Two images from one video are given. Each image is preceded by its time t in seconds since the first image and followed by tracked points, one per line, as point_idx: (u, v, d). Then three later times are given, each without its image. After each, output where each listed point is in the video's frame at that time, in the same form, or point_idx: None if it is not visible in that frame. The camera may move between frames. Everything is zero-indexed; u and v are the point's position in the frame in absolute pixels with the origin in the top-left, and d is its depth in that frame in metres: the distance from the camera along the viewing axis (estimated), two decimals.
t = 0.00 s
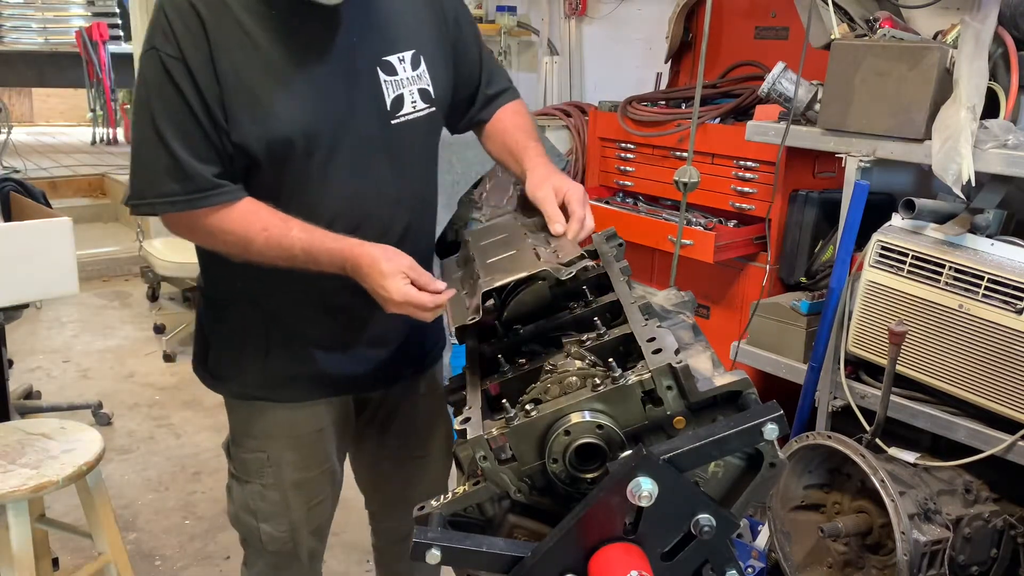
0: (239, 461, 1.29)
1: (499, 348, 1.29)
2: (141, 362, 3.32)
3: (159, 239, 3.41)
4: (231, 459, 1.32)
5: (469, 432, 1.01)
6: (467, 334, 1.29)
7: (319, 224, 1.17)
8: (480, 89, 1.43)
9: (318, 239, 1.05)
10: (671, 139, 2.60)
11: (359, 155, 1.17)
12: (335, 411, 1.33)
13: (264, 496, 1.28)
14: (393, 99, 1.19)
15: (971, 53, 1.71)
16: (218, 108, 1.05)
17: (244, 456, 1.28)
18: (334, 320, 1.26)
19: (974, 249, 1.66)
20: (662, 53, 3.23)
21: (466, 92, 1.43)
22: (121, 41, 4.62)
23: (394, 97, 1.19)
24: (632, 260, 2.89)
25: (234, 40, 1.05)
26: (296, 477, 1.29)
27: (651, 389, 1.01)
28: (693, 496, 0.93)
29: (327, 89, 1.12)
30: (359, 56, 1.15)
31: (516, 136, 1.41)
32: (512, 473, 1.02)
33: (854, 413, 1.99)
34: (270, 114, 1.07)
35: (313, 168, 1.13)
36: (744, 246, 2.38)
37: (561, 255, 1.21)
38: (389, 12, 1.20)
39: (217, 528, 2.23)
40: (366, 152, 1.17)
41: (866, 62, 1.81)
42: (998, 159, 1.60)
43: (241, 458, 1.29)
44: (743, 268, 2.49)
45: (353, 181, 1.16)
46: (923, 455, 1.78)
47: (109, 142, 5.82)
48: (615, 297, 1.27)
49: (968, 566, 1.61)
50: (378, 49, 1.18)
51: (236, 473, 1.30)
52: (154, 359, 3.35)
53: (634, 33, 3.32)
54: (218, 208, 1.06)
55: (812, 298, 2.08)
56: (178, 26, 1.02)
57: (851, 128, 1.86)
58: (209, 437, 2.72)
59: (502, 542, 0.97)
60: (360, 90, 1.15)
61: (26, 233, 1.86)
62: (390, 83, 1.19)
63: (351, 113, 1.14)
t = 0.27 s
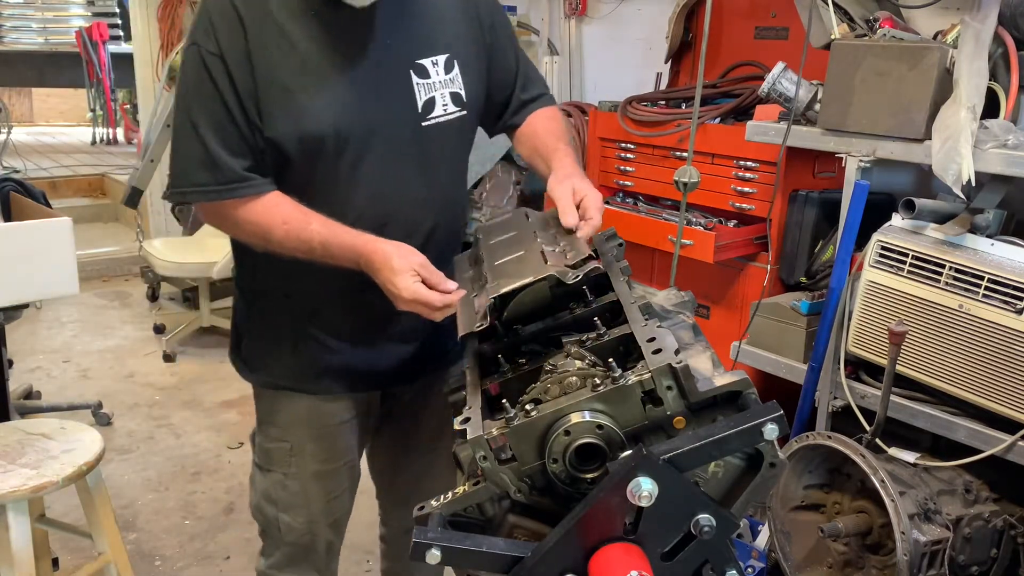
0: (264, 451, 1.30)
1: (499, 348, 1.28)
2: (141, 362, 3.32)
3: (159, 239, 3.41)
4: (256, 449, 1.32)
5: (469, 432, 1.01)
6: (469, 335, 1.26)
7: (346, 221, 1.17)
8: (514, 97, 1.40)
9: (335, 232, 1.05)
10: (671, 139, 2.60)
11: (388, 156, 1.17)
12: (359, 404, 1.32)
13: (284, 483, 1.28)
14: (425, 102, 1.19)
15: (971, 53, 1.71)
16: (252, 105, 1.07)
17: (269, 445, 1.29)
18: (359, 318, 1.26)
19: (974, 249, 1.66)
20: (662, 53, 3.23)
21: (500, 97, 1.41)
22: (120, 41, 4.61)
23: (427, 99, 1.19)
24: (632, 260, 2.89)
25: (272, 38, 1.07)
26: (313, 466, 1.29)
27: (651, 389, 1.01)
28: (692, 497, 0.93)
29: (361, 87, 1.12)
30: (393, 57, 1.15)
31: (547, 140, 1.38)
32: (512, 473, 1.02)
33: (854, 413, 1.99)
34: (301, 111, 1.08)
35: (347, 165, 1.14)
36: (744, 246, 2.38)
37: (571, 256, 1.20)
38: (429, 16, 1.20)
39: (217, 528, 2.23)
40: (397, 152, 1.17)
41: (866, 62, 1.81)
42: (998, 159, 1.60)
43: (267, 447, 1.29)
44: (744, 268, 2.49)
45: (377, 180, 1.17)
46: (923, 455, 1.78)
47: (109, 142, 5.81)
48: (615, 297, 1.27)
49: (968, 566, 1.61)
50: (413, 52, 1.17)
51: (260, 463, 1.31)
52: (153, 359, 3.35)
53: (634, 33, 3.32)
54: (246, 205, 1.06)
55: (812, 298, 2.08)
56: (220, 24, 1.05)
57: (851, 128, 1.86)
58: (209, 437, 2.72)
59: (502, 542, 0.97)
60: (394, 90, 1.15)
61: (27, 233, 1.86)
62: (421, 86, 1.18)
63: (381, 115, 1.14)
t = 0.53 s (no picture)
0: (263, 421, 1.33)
1: (500, 348, 1.28)
2: (141, 362, 3.32)
3: (159, 239, 3.41)
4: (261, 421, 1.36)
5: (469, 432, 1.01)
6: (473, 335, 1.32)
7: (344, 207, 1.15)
8: (548, 113, 1.27)
9: (303, 198, 1.07)
10: (671, 139, 2.60)
11: (374, 168, 1.14)
12: (355, 385, 1.35)
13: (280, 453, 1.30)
14: (428, 117, 1.14)
15: (971, 53, 1.71)
16: (265, 93, 1.11)
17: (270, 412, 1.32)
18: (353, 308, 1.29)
19: (974, 249, 1.66)
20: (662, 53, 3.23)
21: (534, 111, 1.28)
22: (120, 42, 4.61)
23: (430, 114, 1.14)
24: (632, 260, 2.89)
25: (296, 35, 1.09)
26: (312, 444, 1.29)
27: (651, 389, 1.01)
28: (692, 497, 0.93)
29: (367, 95, 1.11)
30: (400, 66, 1.12)
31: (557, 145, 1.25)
32: (512, 473, 1.02)
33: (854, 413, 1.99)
34: (297, 105, 1.10)
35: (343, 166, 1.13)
36: (744, 246, 2.38)
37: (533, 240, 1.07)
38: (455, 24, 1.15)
39: (217, 528, 2.23)
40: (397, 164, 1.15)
41: (866, 62, 1.81)
42: (998, 159, 1.60)
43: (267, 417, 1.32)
44: (744, 268, 2.49)
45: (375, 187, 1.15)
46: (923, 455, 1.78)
47: (109, 142, 5.81)
48: (615, 297, 1.27)
49: (968, 566, 1.61)
50: (426, 64, 1.13)
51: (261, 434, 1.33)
52: (154, 359, 3.35)
53: (634, 33, 3.32)
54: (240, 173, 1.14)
55: (812, 298, 2.08)
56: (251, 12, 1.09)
57: (852, 128, 1.86)
58: (209, 436, 2.72)
59: (502, 542, 0.97)
60: (397, 101, 1.13)
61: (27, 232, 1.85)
62: (427, 101, 1.13)
63: (374, 122, 1.12)
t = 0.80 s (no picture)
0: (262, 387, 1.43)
1: (500, 348, 1.28)
2: (141, 362, 3.32)
3: (159, 240, 3.41)
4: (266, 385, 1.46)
5: (468, 432, 1.01)
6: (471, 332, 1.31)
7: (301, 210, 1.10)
8: (529, 128, 1.19)
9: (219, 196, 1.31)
10: (671, 139, 2.60)
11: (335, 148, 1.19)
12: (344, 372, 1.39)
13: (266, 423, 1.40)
14: (387, 107, 1.16)
15: (972, 53, 1.71)
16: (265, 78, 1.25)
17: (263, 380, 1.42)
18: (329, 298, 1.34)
19: (974, 249, 1.66)
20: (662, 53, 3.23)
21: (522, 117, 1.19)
22: (120, 42, 4.60)
23: (388, 104, 1.16)
24: (632, 260, 2.89)
25: (293, 24, 1.21)
26: (290, 422, 1.38)
27: (651, 389, 1.01)
28: (692, 497, 0.93)
29: (335, 82, 1.17)
30: (368, 56, 1.16)
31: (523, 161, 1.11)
32: (512, 473, 1.02)
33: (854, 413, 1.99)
34: (278, 84, 1.21)
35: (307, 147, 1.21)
36: (744, 246, 2.38)
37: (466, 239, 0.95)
38: (429, 15, 1.15)
39: (216, 528, 2.22)
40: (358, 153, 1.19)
41: (866, 62, 1.81)
42: (998, 159, 1.60)
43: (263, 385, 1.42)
44: (744, 268, 2.49)
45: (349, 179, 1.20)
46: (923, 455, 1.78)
47: (110, 142, 5.80)
48: (615, 297, 1.27)
49: (968, 566, 1.61)
50: (394, 54, 1.16)
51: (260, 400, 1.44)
52: (154, 359, 3.35)
53: (634, 33, 3.32)
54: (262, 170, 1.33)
55: (812, 298, 2.08)
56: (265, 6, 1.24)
57: (852, 128, 1.86)
58: (209, 436, 2.72)
59: (502, 543, 0.97)
60: (360, 89, 1.17)
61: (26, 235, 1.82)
62: (388, 91, 1.15)
63: (335, 103, 1.18)
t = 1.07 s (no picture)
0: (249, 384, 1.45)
1: (499, 348, 1.29)
2: (142, 362, 3.32)
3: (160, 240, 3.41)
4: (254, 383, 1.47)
5: (469, 432, 1.01)
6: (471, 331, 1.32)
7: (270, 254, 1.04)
8: (476, 116, 1.13)
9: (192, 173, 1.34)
10: (671, 139, 2.60)
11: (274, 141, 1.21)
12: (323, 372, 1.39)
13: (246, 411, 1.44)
14: (316, 97, 1.16)
15: (971, 53, 1.71)
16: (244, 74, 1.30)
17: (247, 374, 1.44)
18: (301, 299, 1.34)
19: (974, 249, 1.66)
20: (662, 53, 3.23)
21: (473, 98, 1.13)
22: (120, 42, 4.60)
23: (317, 95, 1.16)
24: (632, 260, 2.89)
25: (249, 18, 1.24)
26: (266, 406, 1.40)
27: (651, 389, 1.01)
28: (692, 497, 0.93)
29: (276, 70, 1.19)
30: (302, 48, 1.17)
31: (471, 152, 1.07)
32: (512, 473, 1.02)
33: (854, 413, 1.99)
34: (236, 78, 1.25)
35: (253, 138, 1.24)
36: (744, 246, 2.37)
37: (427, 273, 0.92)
38: (357, 1, 1.14)
39: (216, 529, 2.22)
40: (297, 145, 1.19)
41: (866, 61, 1.81)
42: (997, 159, 1.60)
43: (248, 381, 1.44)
44: (744, 268, 2.49)
45: (282, 169, 1.20)
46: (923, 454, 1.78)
47: (110, 142, 5.80)
48: (615, 297, 1.27)
49: (969, 566, 1.61)
50: (324, 44, 1.15)
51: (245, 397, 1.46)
52: (154, 359, 3.35)
53: (634, 33, 3.32)
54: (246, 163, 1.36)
55: (812, 298, 2.08)
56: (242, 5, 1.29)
57: (851, 128, 1.86)
58: (209, 436, 2.72)
59: (502, 542, 0.97)
60: (297, 79, 1.18)
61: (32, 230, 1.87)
62: (316, 81, 1.16)
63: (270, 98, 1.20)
